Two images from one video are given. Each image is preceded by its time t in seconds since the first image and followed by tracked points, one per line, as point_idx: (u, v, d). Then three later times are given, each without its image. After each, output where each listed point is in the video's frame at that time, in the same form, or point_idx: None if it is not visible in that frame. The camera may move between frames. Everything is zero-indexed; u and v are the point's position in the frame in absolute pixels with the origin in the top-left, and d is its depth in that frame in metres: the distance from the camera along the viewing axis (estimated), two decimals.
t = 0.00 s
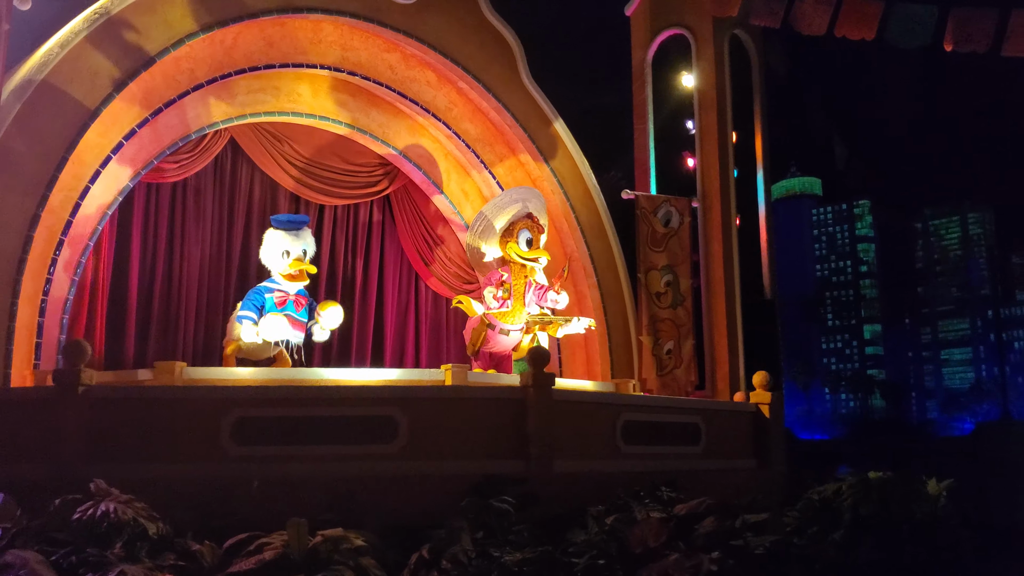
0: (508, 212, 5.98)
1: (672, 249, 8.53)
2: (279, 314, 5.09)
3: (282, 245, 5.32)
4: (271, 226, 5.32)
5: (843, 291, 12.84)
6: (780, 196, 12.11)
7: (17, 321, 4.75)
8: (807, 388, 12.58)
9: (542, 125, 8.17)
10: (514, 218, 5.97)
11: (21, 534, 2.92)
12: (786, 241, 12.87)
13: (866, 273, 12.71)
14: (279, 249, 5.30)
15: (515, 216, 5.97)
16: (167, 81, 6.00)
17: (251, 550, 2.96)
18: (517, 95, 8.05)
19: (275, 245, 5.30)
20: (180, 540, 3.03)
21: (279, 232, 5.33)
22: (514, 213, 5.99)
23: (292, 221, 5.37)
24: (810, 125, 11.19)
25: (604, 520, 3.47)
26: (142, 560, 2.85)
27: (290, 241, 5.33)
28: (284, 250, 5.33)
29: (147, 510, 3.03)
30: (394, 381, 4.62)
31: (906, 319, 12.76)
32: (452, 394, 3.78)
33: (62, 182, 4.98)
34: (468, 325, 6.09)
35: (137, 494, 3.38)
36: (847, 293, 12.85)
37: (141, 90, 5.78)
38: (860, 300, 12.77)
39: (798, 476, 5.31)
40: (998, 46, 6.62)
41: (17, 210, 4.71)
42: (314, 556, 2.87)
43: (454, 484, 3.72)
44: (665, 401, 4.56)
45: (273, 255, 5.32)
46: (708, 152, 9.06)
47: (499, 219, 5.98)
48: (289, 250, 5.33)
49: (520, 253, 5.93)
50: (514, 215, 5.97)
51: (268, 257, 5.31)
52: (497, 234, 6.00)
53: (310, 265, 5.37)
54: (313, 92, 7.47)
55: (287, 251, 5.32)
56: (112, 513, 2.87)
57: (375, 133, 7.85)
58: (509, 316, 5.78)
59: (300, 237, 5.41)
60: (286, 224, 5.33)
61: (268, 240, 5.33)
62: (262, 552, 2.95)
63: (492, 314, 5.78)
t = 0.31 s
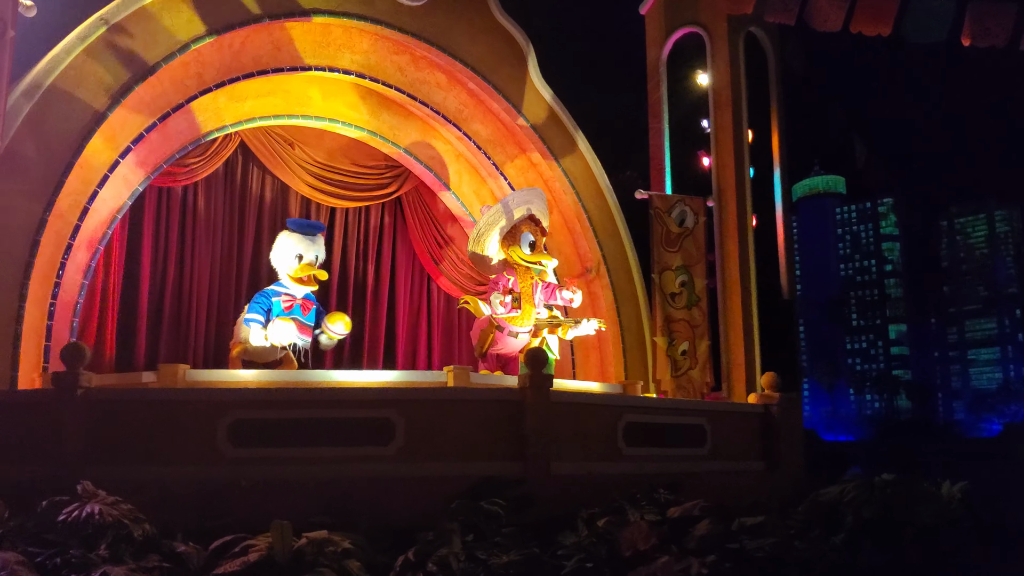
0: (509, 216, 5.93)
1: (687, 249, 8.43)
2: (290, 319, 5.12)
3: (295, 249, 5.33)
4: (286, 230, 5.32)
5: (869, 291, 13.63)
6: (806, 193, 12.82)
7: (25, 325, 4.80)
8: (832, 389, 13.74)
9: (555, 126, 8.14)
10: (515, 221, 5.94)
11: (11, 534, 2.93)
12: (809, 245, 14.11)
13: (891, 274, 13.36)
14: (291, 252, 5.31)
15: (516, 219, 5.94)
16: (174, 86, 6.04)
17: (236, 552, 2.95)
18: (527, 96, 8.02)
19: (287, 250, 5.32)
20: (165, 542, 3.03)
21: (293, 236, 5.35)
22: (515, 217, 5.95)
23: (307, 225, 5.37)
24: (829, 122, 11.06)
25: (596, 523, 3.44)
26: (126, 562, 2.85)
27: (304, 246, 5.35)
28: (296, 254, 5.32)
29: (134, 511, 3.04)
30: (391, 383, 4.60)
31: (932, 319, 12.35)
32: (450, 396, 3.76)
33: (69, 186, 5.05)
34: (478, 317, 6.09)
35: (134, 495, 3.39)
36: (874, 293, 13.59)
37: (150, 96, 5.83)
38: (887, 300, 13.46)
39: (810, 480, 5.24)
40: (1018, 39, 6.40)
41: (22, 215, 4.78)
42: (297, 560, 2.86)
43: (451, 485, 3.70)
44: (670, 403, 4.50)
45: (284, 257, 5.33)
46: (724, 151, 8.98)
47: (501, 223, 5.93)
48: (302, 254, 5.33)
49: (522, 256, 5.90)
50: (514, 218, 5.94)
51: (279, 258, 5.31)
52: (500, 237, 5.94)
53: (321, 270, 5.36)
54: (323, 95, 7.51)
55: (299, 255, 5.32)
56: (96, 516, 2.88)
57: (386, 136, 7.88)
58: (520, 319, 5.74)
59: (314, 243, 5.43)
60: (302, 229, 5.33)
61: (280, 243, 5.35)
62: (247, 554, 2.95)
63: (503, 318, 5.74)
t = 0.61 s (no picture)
0: (523, 225, 5.87)
1: (704, 249, 8.32)
2: (286, 318, 5.15)
3: (296, 243, 5.36)
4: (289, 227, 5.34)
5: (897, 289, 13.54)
6: (829, 194, 12.97)
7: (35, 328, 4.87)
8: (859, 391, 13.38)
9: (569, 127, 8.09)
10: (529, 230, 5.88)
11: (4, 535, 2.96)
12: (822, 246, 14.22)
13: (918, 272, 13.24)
14: (290, 246, 5.35)
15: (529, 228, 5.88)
16: (185, 90, 6.09)
17: (225, 554, 2.95)
18: (540, 96, 7.98)
19: (288, 248, 5.35)
20: (153, 543, 3.02)
21: (293, 232, 5.36)
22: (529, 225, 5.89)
23: (308, 223, 5.38)
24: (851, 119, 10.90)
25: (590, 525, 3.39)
26: (113, 563, 2.86)
27: (304, 240, 5.37)
28: (296, 249, 5.35)
29: (124, 512, 3.05)
30: (392, 385, 4.54)
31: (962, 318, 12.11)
32: (450, 398, 3.73)
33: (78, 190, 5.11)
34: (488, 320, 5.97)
35: (133, 497, 3.41)
36: (901, 291, 13.55)
37: (158, 100, 5.88)
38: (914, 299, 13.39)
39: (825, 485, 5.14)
40: None
41: (31, 219, 4.85)
42: (284, 560, 2.85)
43: (449, 488, 3.67)
44: (675, 405, 4.45)
45: (284, 252, 5.38)
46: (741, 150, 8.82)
47: (513, 233, 5.86)
48: (302, 249, 5.35)
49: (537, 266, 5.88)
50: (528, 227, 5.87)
51: (279, 253, 5.37)
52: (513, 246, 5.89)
53: (320, 263, 5.35)
54: (336, 99, 7.54)
55: (300, 249, 5.35)
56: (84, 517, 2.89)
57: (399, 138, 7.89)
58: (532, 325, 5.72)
59: (315, 239, 5.44)
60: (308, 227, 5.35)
61: (280, 240, 5.39)
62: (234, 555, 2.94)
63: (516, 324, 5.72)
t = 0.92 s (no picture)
0: (527, 229, 5.81)
1: (719, 248, 8.20)
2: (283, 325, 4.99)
3: (279, 243, 5.39)
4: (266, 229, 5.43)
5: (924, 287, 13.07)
6: (854, 192, 12.77)
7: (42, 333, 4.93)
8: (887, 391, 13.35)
9: (580, 126, 8.03)
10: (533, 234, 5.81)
11: None
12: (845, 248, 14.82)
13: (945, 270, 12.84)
14: (274, 249, 5.38)
15: (533, 232, 5.82)
16: (193, 94, 6.13)
17: (209, 555, 2.97)
18: (551, 96, 7.93)
19: (273, 248, 5.38)
20: (138, 544, 3.03)
21: (274, 233, 5.41)
22: (533, 228, 5.83)
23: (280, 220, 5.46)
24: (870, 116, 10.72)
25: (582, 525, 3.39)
26: (95, 565, 2.87)
27: (286, 238, 5.40)
28: (281, 247, 5.38)
29: (109, 515, 3.07)
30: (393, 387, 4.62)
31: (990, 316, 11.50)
32: (446, 399, 3.71)
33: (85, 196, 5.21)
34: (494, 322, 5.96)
35: (130, 499, 3.44)
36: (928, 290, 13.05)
37: (166, 104, 5.94)
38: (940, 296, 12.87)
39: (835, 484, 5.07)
40: None
41: (40, 224, 4.94)
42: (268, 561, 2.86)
43: (445, 489, 3.65)
44: (678, 405, 4.40)
45: (273, 256, 5.39)
46: (756, 147, 8.70)
47: (518, 240, 5.79)
48: (285, 246, 5.37)
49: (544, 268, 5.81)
50: (531, 232, 5.81)
51: (267, 258, 5.37)
52: (519, 251, 5.82)
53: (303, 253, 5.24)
54: (346, 102, 7.57)
55: (283, 247, 5.37)
56: (67, 518, 2.90)
57: (409, 140, 7.91)
58: (540, 328, 5.69)
59: (295, 234, 5.47)
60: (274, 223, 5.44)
61: (263, 247, 5.42)
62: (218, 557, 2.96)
63: (524, 327, 5.68)
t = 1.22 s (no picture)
0: (524, 230, 5.81)
1: (732, 248, 8.11)
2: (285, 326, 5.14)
3: (276, 248, 5.40)
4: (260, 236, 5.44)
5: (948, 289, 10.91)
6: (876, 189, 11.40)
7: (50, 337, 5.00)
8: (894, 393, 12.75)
9: (591, 126, 7.97)
10: (532, 234, 5.80)
11: None
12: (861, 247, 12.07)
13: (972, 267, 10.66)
14: (272, 253, 5.38)
15: (532, 233, 5.81)
16: (200, 99, 6.18)
17: (193, 556, 2.99)
18: (561, 97, 7.87)
19: (271, 254, 5.39)
20: (126, 546, 3.06)
21: (270, 239, 5.41)
22: (530, 229, 5.82)
23: (277, 226, 5.48)
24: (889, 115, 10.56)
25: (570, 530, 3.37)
26: (82, 566, 2.90)
27: (283, 241, 5.41)
28: (280, 250, 5.39)
29: (98, 516, 3.10)
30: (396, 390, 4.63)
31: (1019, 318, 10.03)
32: (442, 402, 3.70)
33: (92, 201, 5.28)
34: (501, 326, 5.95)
35: (127, 501, 3.47)
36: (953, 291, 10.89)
37: (174, 109, 6.00)
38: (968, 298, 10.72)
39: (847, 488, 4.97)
40: None
41: (47, 230, 5.01)
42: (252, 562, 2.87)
43: (441, 493, 3.63)
44: (681, 408, 4.36)
45: (273, 262, 5.39)
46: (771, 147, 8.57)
47: (517, 241, 5.81)
48: (284, 249, 5.39)
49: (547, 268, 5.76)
50: (530, 233, 5.81)
51: (266, 264, 5.37)
52: (521, 253, 5.83)
53: (305, 255, 5.34)
54: (356, 105, 7.58)
55: (281, 251, 5.38)
56: (54, 519, 2.95)
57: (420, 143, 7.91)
58: (547, 329, 5.65)
59: (291, 238, 5.48)
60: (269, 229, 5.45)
61: (262, 253, 5.41)
62: (202, 559, 2.98)
63: (530, 328, 5.66)
